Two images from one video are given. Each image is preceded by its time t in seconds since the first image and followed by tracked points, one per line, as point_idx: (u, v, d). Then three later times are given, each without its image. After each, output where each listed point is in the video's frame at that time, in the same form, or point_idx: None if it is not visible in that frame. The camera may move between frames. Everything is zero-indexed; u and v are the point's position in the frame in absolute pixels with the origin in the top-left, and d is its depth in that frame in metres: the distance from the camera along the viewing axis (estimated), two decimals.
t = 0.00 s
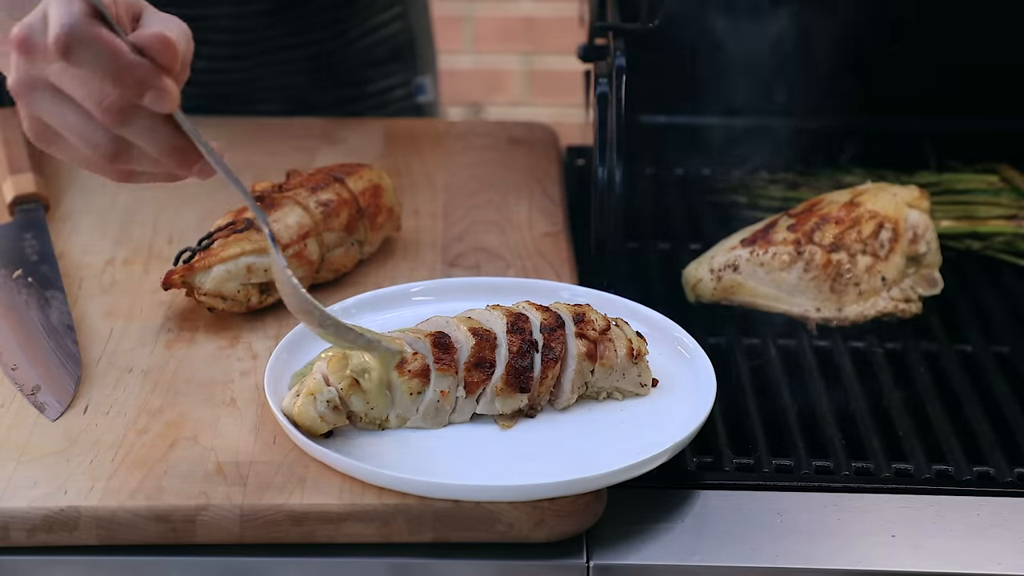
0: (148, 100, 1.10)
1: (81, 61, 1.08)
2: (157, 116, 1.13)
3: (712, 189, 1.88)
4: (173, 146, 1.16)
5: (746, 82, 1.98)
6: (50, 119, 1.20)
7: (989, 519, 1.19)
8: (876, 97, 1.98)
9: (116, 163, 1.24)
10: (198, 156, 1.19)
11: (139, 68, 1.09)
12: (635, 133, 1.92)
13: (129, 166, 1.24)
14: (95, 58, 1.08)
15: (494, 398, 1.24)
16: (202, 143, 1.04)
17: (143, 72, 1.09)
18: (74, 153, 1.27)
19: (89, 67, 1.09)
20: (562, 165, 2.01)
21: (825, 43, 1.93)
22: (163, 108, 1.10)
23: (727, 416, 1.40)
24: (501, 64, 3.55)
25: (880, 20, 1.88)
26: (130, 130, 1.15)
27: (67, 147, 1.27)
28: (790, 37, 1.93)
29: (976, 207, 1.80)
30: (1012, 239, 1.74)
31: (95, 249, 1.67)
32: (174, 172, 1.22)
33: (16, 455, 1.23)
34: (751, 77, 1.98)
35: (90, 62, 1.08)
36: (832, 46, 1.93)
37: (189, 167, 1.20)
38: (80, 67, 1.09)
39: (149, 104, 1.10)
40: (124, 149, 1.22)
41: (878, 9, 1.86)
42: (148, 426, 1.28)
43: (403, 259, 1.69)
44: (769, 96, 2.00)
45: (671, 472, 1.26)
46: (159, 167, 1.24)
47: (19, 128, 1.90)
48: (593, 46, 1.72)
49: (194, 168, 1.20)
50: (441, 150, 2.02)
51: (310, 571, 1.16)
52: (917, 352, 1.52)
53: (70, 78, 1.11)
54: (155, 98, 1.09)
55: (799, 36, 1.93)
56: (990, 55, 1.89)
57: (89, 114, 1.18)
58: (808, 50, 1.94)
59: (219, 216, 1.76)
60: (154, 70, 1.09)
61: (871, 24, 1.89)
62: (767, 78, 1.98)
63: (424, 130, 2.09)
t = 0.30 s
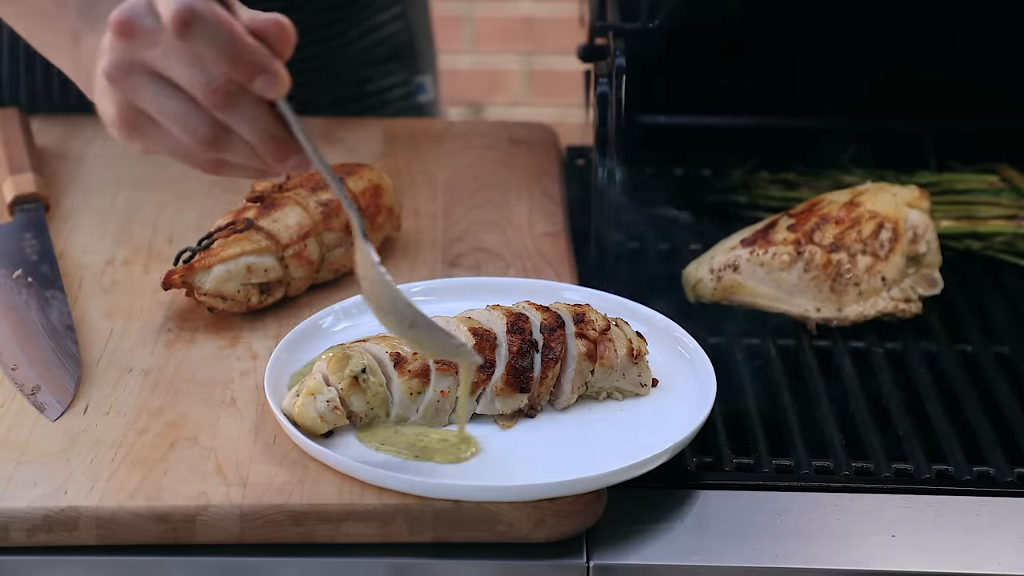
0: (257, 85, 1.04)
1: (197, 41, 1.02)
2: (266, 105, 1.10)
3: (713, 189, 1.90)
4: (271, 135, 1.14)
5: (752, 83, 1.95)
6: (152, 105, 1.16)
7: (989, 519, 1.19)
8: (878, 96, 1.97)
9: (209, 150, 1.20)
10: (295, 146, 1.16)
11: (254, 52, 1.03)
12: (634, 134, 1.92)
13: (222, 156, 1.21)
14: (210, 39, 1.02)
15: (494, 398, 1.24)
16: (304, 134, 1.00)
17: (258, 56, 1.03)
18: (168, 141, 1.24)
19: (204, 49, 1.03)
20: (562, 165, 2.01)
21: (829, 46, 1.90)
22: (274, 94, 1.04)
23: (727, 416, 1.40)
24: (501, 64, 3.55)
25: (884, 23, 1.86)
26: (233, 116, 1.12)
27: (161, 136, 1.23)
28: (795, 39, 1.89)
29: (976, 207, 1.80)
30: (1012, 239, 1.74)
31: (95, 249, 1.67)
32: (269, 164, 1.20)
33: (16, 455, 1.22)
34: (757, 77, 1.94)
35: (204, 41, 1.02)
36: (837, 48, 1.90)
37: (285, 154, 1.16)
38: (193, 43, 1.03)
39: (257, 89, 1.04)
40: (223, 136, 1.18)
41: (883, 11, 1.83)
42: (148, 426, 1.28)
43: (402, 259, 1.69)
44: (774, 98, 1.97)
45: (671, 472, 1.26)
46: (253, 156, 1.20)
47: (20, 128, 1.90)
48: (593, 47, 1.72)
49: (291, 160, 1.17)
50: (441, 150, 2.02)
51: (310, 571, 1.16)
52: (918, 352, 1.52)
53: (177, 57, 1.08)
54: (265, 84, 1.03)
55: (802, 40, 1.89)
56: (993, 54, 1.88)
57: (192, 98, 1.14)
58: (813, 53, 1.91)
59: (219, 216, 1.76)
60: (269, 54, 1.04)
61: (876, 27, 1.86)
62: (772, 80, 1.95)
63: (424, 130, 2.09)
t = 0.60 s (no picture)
0: (389, 65, 0.97)
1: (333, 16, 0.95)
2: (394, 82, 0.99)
3: (714, 189, 1.91)
4: (395, 116, 1.02)
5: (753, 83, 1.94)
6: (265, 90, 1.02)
7: (989, 519, 1.19)
8: (878, 96, 1.97)
9: (323, 133, 1.05)
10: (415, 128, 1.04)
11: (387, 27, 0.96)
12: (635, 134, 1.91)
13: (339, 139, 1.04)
14: (346, 14, 0.95)
15: (494, 398, 1.25)
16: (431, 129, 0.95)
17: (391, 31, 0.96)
18: (282, 124, 1.05)
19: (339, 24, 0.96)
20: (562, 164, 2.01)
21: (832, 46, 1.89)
22: (404, 71, 0.97)
23: (727, 416, 1.40)
24: (501, 64, 3.54)
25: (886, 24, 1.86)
26: (358, 96, 1.00)
27: (276, 119, 1.05)
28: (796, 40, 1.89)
29: (976, 207, 1.80)
30: (1012, 238, 1.74)
31: (94, 249, 1.67)
32: (386, 150, 1.06)
33: (16, 455, 1.22)
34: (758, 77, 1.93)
35: (340, 19, 0.95)
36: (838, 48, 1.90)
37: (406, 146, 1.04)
38: (326, 17, 0.96)
39: (388, 69, 0.97)
40: (345, 117, 1.03)
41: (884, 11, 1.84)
42: (148, 426, 1.28)
43: (403, 258, 1.68)
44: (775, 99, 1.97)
45: (671, 472, 1.26)
46: (373, 140, 1.05)
47: (20, 128, 1.90)
48: (593, 47, 1.72)
49: (410, 144, 1.05)
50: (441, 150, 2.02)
51: (310, 571, 1.15)
52: (918, 352, 1.52)
53: (302, 32, 0.97)
54: (398, 63, 0.97)
55: (804, 40, 1.88)
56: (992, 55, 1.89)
57: (317, 74, 1.00)
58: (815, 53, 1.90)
59: (219, 216, 1.76)
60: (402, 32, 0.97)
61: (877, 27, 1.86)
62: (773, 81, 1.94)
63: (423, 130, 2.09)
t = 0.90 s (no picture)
0: (488, 31, 1.03)
1: None
2: (489, 47, 1.07)
3: (713, 189, 1.91)
4: (486, 82, 1.10)
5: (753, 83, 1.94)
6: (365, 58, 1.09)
7: (989, 518, 1.19)
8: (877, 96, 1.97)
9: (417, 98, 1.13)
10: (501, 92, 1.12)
11: None
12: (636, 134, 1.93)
13: (434, 105, 1.12)
14: None
15: (494, 398, 1.25)
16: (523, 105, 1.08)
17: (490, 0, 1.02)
18: (374, 91, 1.14)
19: None
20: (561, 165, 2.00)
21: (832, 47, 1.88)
22: (503, 37, 1.04)
23: (727, 416, 1.40)
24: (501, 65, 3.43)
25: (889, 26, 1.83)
26: (455, 62, 1.08)
27: (368, 86, 1.14)
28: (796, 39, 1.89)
29: (976, 207, 1.80)
30: (1012, 239, 1.74)
31: (94, 249, 1.67)
32: (473, 115, 1.14)
33: (17, 455, 1.23)
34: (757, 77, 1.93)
35: None
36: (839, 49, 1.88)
37: (496, 108, 1.13)
38: None
39: (487, 34, 1.03)
40: (440, 82, 1.11)
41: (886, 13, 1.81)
42: (149, 426, 1.28)
43: (403, 258, 1.68)
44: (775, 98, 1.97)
45: (671, 472, 1.26)
46: (463, 104, 1.13)
47: (20, 128, 1.91)
48: (593, 47, 1.73)
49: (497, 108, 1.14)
50: (441, 150, 2.02)
51: (310, 571, 1.15)
52: (918, 352, 1.52)
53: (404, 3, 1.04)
54: (495, 30, 1.03)
55: (804, 41, 1.87)
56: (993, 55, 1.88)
57: (413, 40, 1.07)
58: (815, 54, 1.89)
59: (219, 216, 1.77)
60: None
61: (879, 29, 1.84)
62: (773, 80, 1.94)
63: (424, 130, 2.08)
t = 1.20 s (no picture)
0: None
1: None
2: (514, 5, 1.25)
3: (713, 189, 1.89)
4: (510, 45, 1.33)
5: (754, 82, 1.96)
6: (405, 22, 1.33)
7: (989, 518, 1.19)
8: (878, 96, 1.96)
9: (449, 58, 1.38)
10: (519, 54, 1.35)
11: None
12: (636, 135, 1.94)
13: (462, 64, 1.36)
14: None
15: (494, 398, 1.25)
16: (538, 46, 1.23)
17: None
18: (404, 50, 1.38)
19: None
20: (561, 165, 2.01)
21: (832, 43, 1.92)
22: None
23: (727, 416, 1.40)
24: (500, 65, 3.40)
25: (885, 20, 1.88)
26: (483, 21, 1.29)
27: (400, 45, 1.38)
28: (796, 37, 1.91)
29: (976, 207, 1.80)
30: (1012, 239, 1.74)
31: (94, 249, 1.67)
32: (499, 72, 1.38)
33: (17, 454, 1.23)
34: (758, 75, 1.95)
35: None
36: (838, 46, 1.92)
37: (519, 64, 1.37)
38: None
39: None
40: (470, 43, 1.34)
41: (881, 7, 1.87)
42: (149, 426, 1.28)
43: (402, 259, 1.68)
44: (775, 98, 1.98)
45: (671, 472, 1.26)
46: (489, 63, 1.37)
47: (19, 128, 1.91)
48: (593, 47, 1.72)
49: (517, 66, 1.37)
50: (441, 150, 2.02)
51: (310, 571, 1.15)
52: (917, 352, 1.52)
53: None
54: None
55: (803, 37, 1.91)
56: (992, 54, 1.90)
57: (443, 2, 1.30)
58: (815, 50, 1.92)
59: (219, 216, 1.76)
60: None
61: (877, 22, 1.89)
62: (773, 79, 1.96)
63: (424, 130, 2.08)
